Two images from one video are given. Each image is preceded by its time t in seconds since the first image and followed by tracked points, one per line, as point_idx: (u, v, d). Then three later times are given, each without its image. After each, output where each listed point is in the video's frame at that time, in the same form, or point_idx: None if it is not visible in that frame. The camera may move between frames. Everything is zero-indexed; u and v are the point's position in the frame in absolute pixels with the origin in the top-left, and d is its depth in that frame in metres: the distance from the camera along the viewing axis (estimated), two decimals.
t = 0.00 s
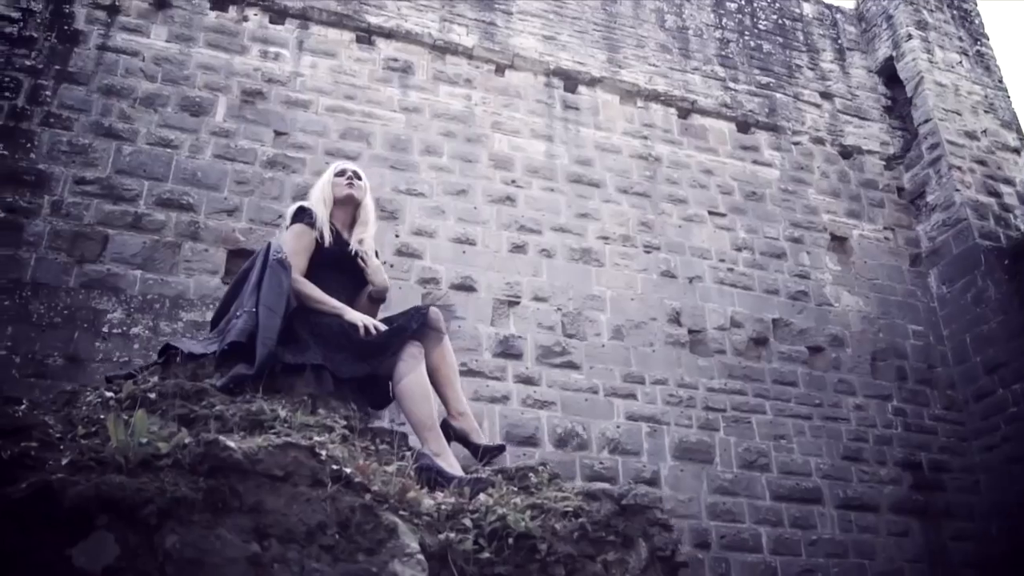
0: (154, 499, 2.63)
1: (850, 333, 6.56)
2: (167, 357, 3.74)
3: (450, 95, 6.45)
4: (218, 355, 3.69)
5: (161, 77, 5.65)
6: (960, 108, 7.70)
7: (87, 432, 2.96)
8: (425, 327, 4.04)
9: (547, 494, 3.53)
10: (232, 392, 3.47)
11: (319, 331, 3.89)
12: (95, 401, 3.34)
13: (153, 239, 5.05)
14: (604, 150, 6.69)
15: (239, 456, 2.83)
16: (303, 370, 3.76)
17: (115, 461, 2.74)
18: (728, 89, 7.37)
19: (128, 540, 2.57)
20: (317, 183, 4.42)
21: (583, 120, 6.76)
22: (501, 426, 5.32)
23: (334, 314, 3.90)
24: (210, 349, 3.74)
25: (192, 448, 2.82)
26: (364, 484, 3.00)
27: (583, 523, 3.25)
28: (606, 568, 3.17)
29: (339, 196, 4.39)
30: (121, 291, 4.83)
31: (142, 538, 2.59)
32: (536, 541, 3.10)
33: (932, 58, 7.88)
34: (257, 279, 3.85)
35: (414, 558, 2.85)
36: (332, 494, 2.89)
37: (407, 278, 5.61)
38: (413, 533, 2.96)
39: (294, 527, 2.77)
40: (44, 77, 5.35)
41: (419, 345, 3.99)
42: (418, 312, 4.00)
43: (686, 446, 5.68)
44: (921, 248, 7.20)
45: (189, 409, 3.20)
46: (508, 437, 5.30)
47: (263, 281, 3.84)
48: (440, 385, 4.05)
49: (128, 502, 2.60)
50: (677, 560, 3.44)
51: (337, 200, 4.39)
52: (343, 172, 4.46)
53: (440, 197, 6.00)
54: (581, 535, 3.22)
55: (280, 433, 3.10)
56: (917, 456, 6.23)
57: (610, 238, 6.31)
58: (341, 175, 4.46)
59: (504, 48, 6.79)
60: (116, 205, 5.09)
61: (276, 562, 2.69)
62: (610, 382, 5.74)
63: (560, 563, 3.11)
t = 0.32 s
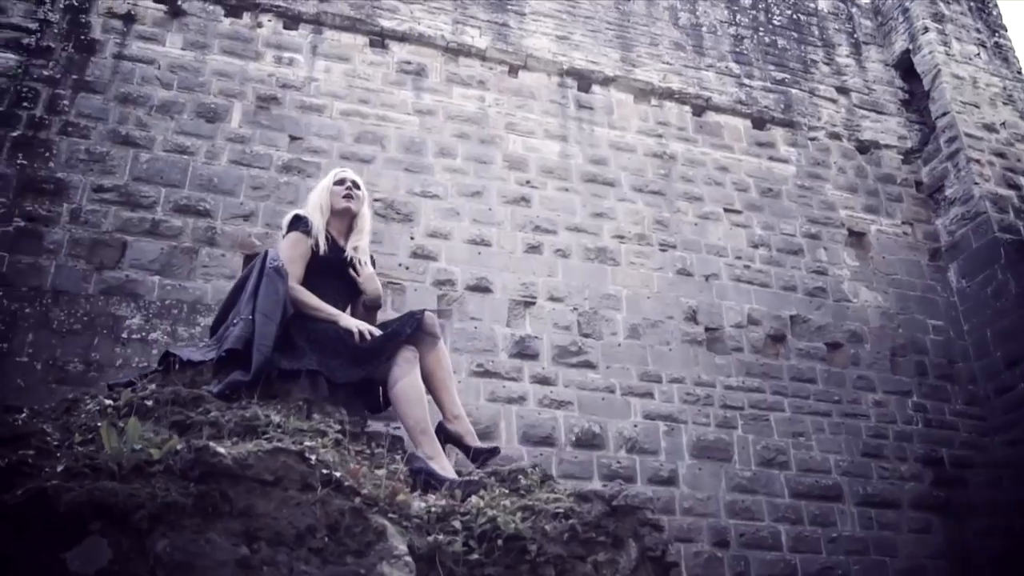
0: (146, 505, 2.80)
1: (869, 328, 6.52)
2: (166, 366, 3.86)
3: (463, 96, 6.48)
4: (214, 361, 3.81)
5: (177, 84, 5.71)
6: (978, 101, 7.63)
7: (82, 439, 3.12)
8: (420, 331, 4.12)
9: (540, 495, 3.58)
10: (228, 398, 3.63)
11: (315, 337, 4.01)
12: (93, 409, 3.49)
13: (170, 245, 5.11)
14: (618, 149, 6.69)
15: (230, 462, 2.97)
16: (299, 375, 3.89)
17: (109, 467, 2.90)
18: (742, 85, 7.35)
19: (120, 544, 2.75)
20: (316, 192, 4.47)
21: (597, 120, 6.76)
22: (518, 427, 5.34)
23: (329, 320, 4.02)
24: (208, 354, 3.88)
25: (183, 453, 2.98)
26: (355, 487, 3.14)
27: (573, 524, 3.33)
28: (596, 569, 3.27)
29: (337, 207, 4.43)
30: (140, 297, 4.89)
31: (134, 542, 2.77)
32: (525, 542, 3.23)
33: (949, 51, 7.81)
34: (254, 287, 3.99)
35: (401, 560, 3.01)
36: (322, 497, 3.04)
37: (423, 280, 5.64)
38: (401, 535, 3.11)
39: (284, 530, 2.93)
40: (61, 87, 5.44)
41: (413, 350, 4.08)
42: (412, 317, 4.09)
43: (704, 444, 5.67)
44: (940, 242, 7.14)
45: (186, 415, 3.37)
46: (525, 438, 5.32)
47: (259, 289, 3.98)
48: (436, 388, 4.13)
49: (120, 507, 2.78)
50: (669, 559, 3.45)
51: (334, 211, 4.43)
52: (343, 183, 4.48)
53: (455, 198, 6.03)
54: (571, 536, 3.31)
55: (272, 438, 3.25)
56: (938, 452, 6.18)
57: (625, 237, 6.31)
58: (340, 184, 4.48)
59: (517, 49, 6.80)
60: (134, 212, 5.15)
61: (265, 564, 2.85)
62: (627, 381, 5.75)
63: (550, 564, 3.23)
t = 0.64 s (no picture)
0: (142, 504, 2.79)
1: (888, 322, 6.47)
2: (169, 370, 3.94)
3: (478, 96, 6.51)
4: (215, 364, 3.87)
5: (193, 90, 5.78)
6: (998, 91, 7.56)
7: (84, 441, 3.17)
8: (416, 332, 4.17)
9: (534, 493, 3.58)
10: (227, 401, 3.66)
11: (314, 340, 4.04)
12: (95, 412, 3.55)
13: (189, 250, 5.17)
14: (633, 146, 6.69)
15: (223, 462, 2.96)
16: (297, 377, 3.92)
17: (106, 467, 2.90)
18: (758, 80, 7.32)
19: (118, 543, 2.74)
20: (318, 197, 4.46)
21: (612, 117, 6.76)
22: (536, 426, 5.36)
23: (329, 323, 4.04)
24: (209, 359, 3.93)
25: (179, 454, 2.96)
26: (347, 485, 3.15)
27: (565, 521, 3.30)
28: (588, 565, 3.23)
29: (337, 216, 4.42)
30: (160, 302, 4.96)
31: (131, 541, 2.75)
32: (517, 538, 3.22)
33: (967, 41, 7.74)
34: (253, 292, 4.03)
35: (393, 557, 3.00)
36: (314, 496, 3.05)
37: (439, 280, 5.68)
38: (393, 532, 3.11)
39: (277, 529, 2.92)
40: (80, 95, 5.52)
41: (410, 351, 4.14)
42: (408, 317, 4.14)
43: (723, 440, 5.66)
44: (960, 234, 7.08)
45: (185, 417, 3.40)
46: (543, 436, 5.33)
47: (259, 294, 4.01)
48: (433, 387, 4.20)
49: (118, 506, 2.77)
50: (661, 555, 3.40)
51: (334, 220, 4.43)
52: (347, 193, 4.46)
53: (470, 198, 6.05)
54: (563, 533, 3.28)
55: (267, 439, 3.28)
56: (960, 445, 6.13)
57: (641, 234, 6.31)
58: (344, 193, 4.47)
59: (531, 48, 6.81)
60: (152, 217, 5.22)
61: (259, 562, 2.85)
62: (645, 378, 5.75)
63: (542, 560, 3.20)
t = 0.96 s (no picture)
0: (140, 500, 2.90)
1: (909, 316, 6.43)
2: (173, 373, 3.96)
3: (492, 96, 6.53)
4: (218, 365, 3.93)
5: (210, 95, 5.85)
6: (1017, 80, 7.48)
7: (88, 441, 3.29)
8: (415, 331, 4.20)
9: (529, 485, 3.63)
10: (228, 400, 3.75)
11: (314, 339, 4.07)
12: (101, 413, 3.66)
13: (207, 253, 5.24)
14: (649, 143, 6.68)
15: (220, 459, 3.08)
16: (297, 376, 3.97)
17: (107, 466, 3.03)
18: (774, 74, 7.29)
19: (117, 538, 2.85)
20: (321, 200, 4.43)
21: (627, 114, 6.76)
22: (554, 423, 5.37)
23: (329, 323, 4.07)
24: (212, 360, 4.02)
25: (176, 453, 3.08)
26: (343, 481, 3.26)
27: (558, 514, 3.38)
28: (581, 557, 3.30)
29: (341, 222, 4.41)
30: (180, 305, 5.02)
31: (129, 536, 2.86)
32: (510, 532, 3.29)
33: (985, 31, 7.67)
34: (255, 293, 4.09)
35: (384, 549, 3.08)
36: (309, 492, 3.14)
37: (456, 280, 5.71)
38: (386, 527, 3.19)
39: (272, 523, 3.02)
40: (99, 102, 5.60)
41: (408, 350, 4.17)
42: (407, 317, 4.17)
43: (742, 436, 5.65)
44: (981, 226, 7.01)
45: (186, 417, 3.50)
46: (562, 433, 5.35)
47: (260, 295, 4.07)
48: (432, 386, 4.21)
49: (116, 503, 2.88)
50: (655, 547, 3.42)
51: (335, 225, 4.41)
52: (351, 199, 4.45)
53: (486, 198, 6.08)
54: (556, 526, 3.35)
55: (265, 437, 3.36)
56: (982, 439, 6.08)
57: (658, 231, 6.31)
58: (347, 199, 4.46)
59: (544, 47, 6.82)
60: (171, 221, 5.29)
61: (253, 556, 2.93)
62: (663, 374, 5.75)
63: (535, 553, 3.28)
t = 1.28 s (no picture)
0: (140, 496, 2.99)
1: (928, 311, 6.39)
2: (178, 372, 4.05)
3: (507, 97, 6.55)
4: (221, 366, 3.99)
5: (227, 101, 5.91)
6: None
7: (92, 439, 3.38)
8: (414, 330, 4.24)
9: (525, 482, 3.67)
10: (230, 399, 3.80)
11: (315, 339, 4.11)
12: (108, 413, 3.77)
13: (226, 257, 5.30)
14: (664, 141, 6.68)
15: (218, 456, 3.14)
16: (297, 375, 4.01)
17: (109, 462, 3.10)
18: (789, 70, 7.26)
19: (118, 532, 2.93)
20: (324, 203, 4.46)
21: (641, 113, 6.76)
22: (572, 423, 5.39)
23: (329, 323, 4.12)
24: (216, 360, 4.07)
25: (175, 450, 3.14)
26: (339, 477, 3.30)
27: (552, 508, 3.41)
28: (575, 550, 3.32)
29: (344, 226, 4.44)
30: (199, 309, 5.09)
31: (130, 530, 2.95)
32: (505, 526, 3.31)
33: (1003, 23, 7.60)
34: (257, 294, 4.16)
35: (379, 543, 3.12)
36: (306, 487, 3.19)
37: (472, 280, 5.74)
38: (381, 521, 3.22)
39: (269, 518, 3.07)
40: (118, 110, 5.68)
41: (407, 349, 4.21)
42: (407, 317, 4.21)
43: (760, 433, 5.64)
44: (1001, 220, 6.94)
45: (188, 415, 3.59)
46: (579, 433, 5.37)
47: (261, 297, 4.14)
48: (431, 384, 4.24)
49: (117, 499, 2.97)
50: (649, 541, 3.42)
51: (338, 228, 4.43)
52: (353, 203, 4.48)
53: (502, 198, 6.10)
54: (550, 520, 3.38)
55: (264, 434, 3.44)
56: (1005, 434, 6.03)
57: (674, 229, 6.30)
58: (350, 203, 4.49)
59: (558, 47, 6.83)
60: (190, 227, 5.36)
61: (251, 549, 2.99)
62: (679, 373, 5.75)
63: (528, 546, 3.30)
